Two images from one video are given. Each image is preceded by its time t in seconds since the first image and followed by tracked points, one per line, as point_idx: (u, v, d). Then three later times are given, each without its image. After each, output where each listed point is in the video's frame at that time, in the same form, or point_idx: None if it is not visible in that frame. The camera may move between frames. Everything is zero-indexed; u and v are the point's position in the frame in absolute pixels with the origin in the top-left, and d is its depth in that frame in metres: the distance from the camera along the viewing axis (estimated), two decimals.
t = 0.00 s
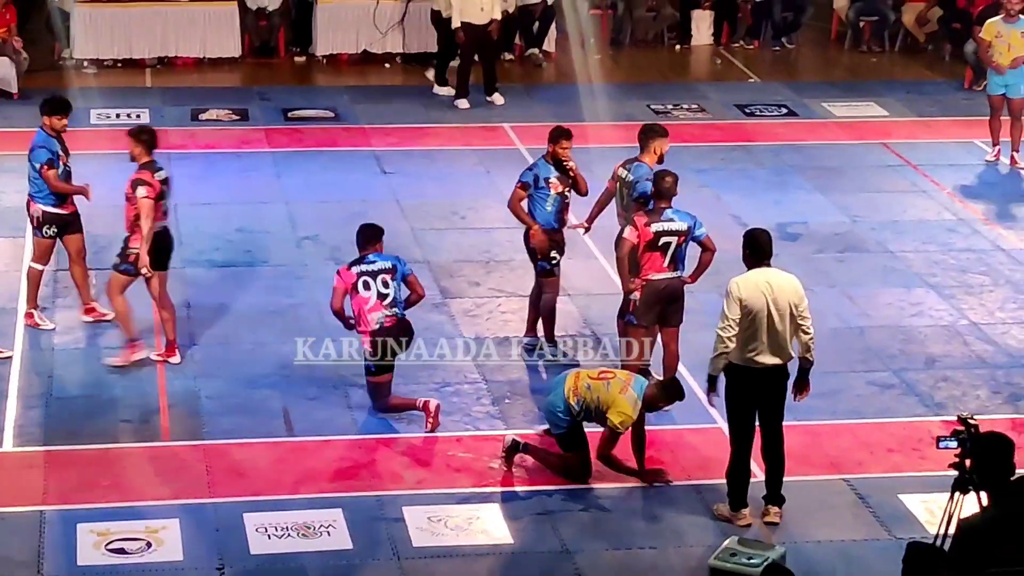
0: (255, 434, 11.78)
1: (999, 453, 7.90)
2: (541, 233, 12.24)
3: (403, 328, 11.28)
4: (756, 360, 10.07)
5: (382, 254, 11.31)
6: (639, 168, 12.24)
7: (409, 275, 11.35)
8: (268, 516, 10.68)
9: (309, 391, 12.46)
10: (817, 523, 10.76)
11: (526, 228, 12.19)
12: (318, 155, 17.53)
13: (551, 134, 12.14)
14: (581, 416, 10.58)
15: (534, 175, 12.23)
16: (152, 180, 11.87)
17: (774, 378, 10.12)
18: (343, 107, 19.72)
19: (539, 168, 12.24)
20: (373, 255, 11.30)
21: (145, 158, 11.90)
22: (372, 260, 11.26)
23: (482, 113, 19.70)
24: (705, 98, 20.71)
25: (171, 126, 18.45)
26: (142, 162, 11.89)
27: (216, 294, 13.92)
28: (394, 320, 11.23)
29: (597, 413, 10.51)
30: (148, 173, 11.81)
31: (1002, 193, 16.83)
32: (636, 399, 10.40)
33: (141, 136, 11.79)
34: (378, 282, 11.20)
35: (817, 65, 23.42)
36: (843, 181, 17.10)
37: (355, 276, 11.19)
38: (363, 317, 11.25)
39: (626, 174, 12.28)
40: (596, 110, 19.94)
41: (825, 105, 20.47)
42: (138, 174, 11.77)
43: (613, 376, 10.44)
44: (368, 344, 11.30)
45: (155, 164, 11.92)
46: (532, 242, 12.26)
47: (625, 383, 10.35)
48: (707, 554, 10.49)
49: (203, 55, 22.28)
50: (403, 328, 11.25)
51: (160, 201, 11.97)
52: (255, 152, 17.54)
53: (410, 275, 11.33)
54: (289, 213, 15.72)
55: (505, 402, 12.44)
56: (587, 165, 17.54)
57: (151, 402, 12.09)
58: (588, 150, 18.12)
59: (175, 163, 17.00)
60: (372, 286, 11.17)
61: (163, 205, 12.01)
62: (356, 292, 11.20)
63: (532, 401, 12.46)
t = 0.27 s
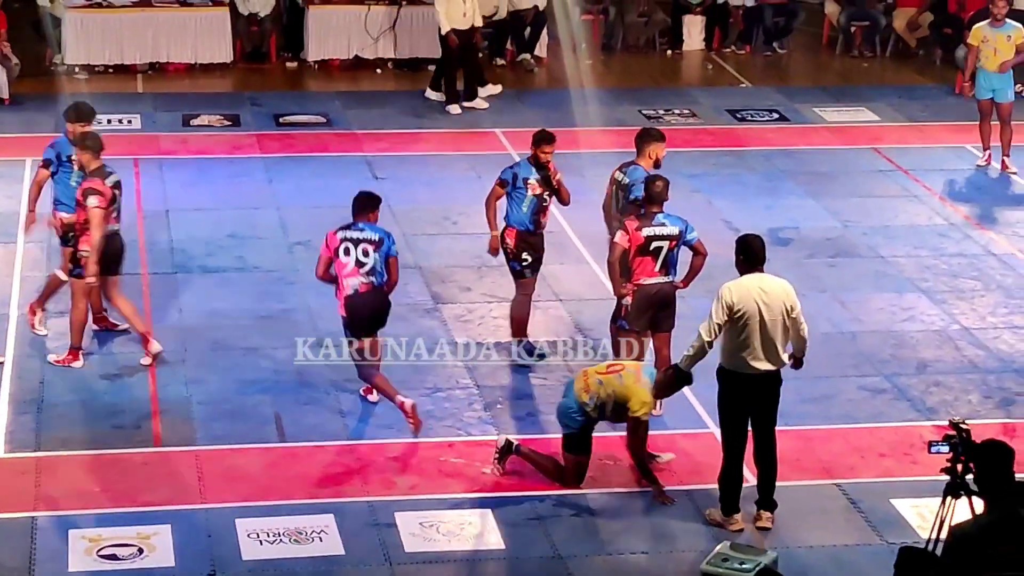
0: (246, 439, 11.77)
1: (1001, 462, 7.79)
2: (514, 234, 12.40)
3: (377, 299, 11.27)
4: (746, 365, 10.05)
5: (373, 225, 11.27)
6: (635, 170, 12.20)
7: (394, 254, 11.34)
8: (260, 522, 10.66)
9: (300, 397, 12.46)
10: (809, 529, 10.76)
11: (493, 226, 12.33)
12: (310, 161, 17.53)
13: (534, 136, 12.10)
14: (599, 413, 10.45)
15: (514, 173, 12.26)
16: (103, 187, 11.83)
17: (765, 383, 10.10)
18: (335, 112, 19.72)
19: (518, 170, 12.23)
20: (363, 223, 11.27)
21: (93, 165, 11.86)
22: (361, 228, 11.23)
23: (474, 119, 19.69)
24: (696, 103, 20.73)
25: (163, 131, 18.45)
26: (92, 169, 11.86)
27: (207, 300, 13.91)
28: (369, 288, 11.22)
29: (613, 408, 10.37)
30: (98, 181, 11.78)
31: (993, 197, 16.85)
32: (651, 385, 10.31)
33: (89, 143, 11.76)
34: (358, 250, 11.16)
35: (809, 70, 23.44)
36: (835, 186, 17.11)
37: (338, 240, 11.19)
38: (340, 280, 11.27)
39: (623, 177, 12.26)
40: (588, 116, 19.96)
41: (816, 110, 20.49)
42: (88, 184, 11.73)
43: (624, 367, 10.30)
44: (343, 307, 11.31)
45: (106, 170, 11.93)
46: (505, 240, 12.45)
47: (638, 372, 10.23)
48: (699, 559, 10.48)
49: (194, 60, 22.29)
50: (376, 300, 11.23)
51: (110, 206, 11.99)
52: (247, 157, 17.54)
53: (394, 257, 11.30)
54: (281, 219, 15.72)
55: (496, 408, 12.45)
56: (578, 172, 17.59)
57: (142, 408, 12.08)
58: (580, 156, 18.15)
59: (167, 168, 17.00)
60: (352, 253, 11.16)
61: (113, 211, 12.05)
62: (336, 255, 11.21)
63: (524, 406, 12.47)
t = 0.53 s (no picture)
0: (238, 443, 11.76)
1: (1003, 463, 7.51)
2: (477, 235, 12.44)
3: (352, 283, 11.38)
4: (738, 368, 10.05)
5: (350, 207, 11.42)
6: (628, 173, 12.23)
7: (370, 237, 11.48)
8: (252, 526, 10.64)
9: (291, 400, 12.46)
10: (800, 532, 10.76)
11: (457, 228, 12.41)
12: (301, 164, 17.54)
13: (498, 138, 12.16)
14: (625, 407, 10.40)
15: (479, 177, 12.35)
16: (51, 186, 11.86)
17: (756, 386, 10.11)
18: (326, 116, 19.73)
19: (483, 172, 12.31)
20: (340, 204, 11.41)
21: (48, 162, 11.91)
22: (339, 209, 11.37)
23: (465, 122, 19.70)
24: (687, 106, 20.75)
25: (154, 135, 18.45)
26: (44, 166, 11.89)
27: (198, 304, 13.91)
28: (346, 271, 11.35)
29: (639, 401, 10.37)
30: (45, 178, 11.84)
31: (983, 200, 16.88)
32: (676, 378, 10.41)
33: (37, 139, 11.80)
34: (338, 233, 11.31)
35: (799, 73, 23.47)
36: (826, 189, 17.13)
37: (316, 221, 11.32)
38: (316, 262, 11.36)
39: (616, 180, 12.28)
40: (578, 119, 19.97)
41: (807, 113, 20.51)
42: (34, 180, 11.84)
43: (652, 361, 10.42)
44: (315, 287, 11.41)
45: (59, 168, 11.91)
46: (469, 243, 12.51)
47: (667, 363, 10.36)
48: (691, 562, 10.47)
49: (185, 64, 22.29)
50: (352, 283, 11.36)
51: (61, 204, 11.97)
52: (238, 161, 17.54)
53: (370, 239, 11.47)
54: (272, 222, 15.72)
55: (488, 411, 12.46)
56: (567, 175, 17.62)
57: (133, 412, 12.07)
58: (570, 160, 18.19)
59: (158, 172, 17.00)
60: (331, 236, 11.30)
61: (67, 208, 12.00)
62: (314, 237, 11.33)
63: (515, 409, 12.49)
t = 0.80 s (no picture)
0: (224, 447, 11.74)
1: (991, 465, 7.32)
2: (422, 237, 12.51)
3: (305, 287, 11.39)
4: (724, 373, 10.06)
5: (301, 209, 11.31)
6: (618, 175, 12.26)
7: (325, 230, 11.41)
8: (238, 530, 10.61)
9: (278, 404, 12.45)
10: (787, 535, 10.75)
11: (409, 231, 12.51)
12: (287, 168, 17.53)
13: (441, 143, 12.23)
14: (644, 374, 10.53)
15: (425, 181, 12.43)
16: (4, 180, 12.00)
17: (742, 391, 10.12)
18: (312, 119, 19.72)
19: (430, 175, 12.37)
20: (290, 207, 11.30)
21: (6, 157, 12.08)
22: (289, 212, 11.28)
23: (451, 125, 19.70)
24: (673, 109, 20.77)
25: (140, 139, 18.43)
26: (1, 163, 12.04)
27: (184, 307, 13.90)
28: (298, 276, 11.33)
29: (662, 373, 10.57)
30: None
31: (968, 203, 16.92)
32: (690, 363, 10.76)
33: None
34: (287, 239, 11.27)
35: (784, 76, 23.50)
36: (812, 192, 17.16)
37: (268, 227, 11.26)
38: (270, 267, 11.37)
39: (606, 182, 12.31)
40: (564, 122, 19.98)
41: (792, 116, 20.54)
42: None
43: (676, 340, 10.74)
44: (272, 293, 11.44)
45: (14, 164, 12.09)
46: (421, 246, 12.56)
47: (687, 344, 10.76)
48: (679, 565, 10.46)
49: (171, 67, 22.29)
50: (303, 287, 11.35)
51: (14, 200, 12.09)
52: (223, 164, 17.53)
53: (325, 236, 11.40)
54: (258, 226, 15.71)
55: (474, 415, 12.47)
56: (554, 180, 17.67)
57: (119, 417, 12.06)
58: (557, 163, 18.23)
59: (144, 175, 16.99)
60: (282, 242, 11.26)
61: (19, 205, 12.11)
62: (267, 243, 11.29)
63: (502, 413, 12.50)
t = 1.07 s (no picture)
0: (201, 454, 11.71)
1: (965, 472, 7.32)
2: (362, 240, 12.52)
3: (251, 291, 11.26)
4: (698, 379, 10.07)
5: (247, 210, 11.23)
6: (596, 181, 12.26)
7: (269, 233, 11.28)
8: (215, 536, 10.56)
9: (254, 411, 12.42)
10: (765, 540, 10.75)
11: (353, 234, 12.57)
12: (264, 173, 17.51)
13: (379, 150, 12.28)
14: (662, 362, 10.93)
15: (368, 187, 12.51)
16: None
17: (716, 397, 10.11)
18: (289, 125, 19.71)
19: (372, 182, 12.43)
20: (238, 209, 11.23)
21: None
22: (235, 215, 11.21)
23: (428, 131, 19.71)
24: (650, 115, 20.80)
25: (116, 145, 18.39)
26: None
27: (160, 314, 13.87)
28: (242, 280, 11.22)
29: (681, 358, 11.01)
30: None
31: (944, 209, 16.99)
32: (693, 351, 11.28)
33: None
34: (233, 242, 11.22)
35: (760, 81, 23.57)
36: (790, 197, 17.20)
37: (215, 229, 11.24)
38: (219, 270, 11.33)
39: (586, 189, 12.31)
40: (541, 128, 20.00)
41: (769, 121, 20.59)
42: None
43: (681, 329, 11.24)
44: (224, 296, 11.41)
45: None
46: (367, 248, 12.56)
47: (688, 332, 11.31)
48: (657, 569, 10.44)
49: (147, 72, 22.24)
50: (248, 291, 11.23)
51: None
52: (200, 170, 17.50)
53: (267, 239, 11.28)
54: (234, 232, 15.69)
55: (451, 421, 12.46)
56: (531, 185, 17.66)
57: (95, 423, 12.01)
58: (535, 168, 18.26)
59: (120, 181, 16.95)
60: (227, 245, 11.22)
61: None
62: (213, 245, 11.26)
63: (478, 420, 12.50)
